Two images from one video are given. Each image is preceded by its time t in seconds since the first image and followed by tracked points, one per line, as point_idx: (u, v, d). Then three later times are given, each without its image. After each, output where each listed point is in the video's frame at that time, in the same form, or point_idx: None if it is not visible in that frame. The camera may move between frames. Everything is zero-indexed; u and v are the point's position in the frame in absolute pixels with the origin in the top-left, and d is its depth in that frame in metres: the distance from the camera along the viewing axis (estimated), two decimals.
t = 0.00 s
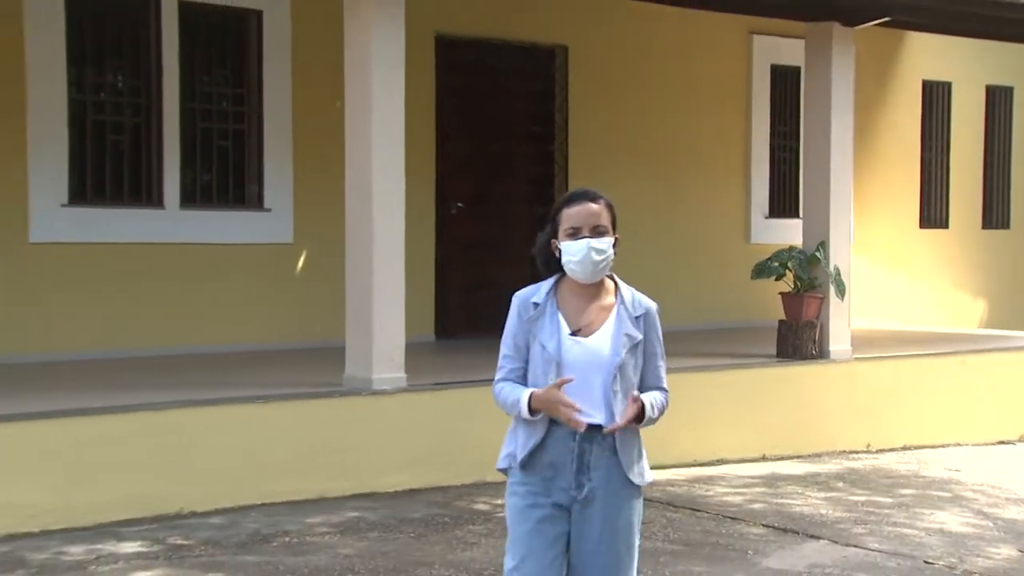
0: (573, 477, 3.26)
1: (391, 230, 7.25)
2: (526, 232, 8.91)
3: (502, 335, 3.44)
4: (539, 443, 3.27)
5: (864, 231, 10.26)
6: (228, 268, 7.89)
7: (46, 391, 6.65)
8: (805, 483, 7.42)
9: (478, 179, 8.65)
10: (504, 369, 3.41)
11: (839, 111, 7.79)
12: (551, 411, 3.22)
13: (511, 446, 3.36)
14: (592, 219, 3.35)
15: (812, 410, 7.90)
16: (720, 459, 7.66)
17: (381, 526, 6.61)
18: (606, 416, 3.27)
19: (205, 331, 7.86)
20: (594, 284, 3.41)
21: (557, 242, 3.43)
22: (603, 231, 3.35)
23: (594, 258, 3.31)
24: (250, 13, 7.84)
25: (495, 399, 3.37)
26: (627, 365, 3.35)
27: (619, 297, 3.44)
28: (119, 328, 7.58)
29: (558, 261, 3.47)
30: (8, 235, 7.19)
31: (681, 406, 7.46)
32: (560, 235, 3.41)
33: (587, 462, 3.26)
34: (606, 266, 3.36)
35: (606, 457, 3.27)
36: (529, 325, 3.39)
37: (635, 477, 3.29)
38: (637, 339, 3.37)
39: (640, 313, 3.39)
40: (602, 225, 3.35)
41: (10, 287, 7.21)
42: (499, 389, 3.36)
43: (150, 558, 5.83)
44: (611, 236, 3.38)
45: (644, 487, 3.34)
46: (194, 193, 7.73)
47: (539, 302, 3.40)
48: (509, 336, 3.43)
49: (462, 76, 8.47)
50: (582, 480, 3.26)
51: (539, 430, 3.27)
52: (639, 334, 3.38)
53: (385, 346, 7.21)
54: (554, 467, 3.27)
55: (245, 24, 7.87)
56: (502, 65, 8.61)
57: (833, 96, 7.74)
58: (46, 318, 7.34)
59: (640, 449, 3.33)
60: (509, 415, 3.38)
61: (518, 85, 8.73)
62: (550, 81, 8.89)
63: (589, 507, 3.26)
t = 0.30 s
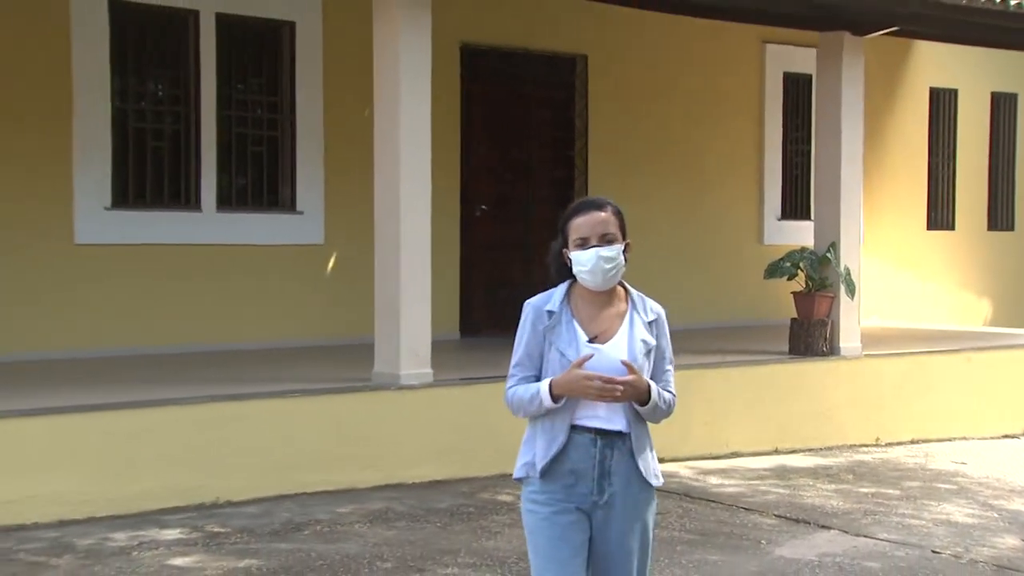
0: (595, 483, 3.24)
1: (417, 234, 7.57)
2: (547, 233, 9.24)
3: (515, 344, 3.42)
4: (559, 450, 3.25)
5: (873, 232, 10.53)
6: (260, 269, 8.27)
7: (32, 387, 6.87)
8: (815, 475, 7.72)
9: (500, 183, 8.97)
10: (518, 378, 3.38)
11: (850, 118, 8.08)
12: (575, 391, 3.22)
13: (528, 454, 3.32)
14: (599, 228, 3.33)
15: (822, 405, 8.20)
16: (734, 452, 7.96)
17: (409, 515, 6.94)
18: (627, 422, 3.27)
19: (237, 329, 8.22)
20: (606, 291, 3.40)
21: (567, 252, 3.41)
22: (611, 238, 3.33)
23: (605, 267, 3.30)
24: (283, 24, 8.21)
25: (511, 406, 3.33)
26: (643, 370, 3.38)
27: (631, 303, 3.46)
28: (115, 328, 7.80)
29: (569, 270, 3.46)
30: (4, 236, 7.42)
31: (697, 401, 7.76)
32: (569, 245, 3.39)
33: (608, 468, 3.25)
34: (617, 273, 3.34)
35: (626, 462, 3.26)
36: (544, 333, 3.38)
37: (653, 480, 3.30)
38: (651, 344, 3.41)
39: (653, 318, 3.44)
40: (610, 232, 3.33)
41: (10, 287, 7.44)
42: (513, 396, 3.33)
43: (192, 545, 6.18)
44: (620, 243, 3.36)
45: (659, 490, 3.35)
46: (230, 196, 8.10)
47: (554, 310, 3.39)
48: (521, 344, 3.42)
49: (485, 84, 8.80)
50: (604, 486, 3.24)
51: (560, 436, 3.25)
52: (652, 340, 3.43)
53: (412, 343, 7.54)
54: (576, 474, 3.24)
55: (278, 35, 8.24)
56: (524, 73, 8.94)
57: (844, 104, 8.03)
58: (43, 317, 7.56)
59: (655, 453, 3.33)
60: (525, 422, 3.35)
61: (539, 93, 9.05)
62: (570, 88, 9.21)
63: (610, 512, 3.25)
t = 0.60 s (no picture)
0: (592, 484, 3.24)
1: (431, 237, 7.87)
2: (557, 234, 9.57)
3: (506, 344, 3.42)
4: (556, 451, 3.25)
5: (873, 230, 10.83)
6: (281, 269, 8.61)
7: (31, 384, 7.09)
8: (816, 468, 8.02)
9: (513, 186, 9.31)
10: (510, 378, 3.39)
11: (850, 124, 8.39)
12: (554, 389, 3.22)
13: (524, 456, 3.33)
14: (590, 221, 3.36)
15: (823, 399, 8.51)
16: (737, 445, 8.27)
17: (426, 506, 7.26)
18: (621, 420, 3.28)
19: (259, 327, 8.57)
20: (597, 288, 3.40)
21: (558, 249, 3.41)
22: (603, 232, 3.35)
23: (597, 259, 3.30)
24: (304, 33, 8.56)
25: (504, 408, 3.34)
26: (636, 368, 3.39)
27: (623, 301, 3.46)
28: (106, 330, 8.00)
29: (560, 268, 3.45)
30: None
31: (701, 397, 8.07)
32: (561, 239, 3.40)
33: (605, 468, 3.25)
34: (608, 268, 3.34)
35: (623, 463, 3.27)
36: (536, 333, 3.38)
37: (648, 481, 3.31)
38: (644, 341, 3.42)
39: (645, 315, 3.44)
40: (601, 226, 3.36)
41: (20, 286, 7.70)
42: (505, 397, 3.34)
43: (219, 533, 6.50)
44: (611, 237, 3.38)
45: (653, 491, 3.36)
46: (254, 199, 8.46)
47: (544, 309, 3.39)
48: (513, 345, 3.42)
49: (498, 91, 9.12)
50: (600, 487, 3.25)
51: (556, 437, 3.26)
52: (644, 337, 3.43)
53: (428, 341, 7.86)
54: (573, 474, 3.24)
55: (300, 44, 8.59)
56: (535, 81, 9.26)
57: (844, 111, 8.33)
58: (36, 316, 7.77)
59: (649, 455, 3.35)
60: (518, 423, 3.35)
61: (550, 100, 9.38)
62: (580, 95, 9.52)
63: (607, 513, 3.25)
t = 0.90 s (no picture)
0: (573, 479, 3.22)
1: (435, 241, 8.18)
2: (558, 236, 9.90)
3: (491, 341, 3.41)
4: (535, 449, 3.23)
5: (861, 234, 11.38)
6: (292, 271, 8.96)
7: (53, 380, 7.41)
8: (807, 461, 8.35)
9: (515, 191, 9.64)
10: (494, 376, 3.39)
11: (839, 132, 8.72)
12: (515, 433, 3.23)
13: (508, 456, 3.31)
14: (586, 226, 3.34)
15: (813, 396, 8.84)
16: (731, 440, 8.59)
17: (431, 498, 7.59)
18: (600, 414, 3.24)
19: (270, 326, 8.93)
20: (582, 287, 3.39)
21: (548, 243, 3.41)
22: (595, 239, 3.35)
23: (585, 266, 3.31)
24: (315, 43, 8.90)
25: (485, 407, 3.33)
26: (618, 363, 3.32)
27: (609, 297, 3.40)
28: (116, 328, 8.31)
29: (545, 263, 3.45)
30: (23, 241, 7.95)
31: (696, 393, 8.39)
32: (552, 236, 3.39)
33: (586, 462, 3.22)
34: (595, 273, 3.34)
35: (604, 457, 3.21)
36: (516, 328, 3.36)
37: (635, 475, 3.24)
38: (627, 335, 3.33)
39: (630, 309, 3.36)
40: (596, 233, 3.35)
41: (42, 287, 8.03)
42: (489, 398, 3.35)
43: (233, 524, 6.81)
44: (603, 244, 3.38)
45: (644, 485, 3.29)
46: (267, 203, 8.82)
47: (526, 306, 3.37)
48: (498, 342, 3.40)
49: (501, 99, 9.46)
50: (582, 482, 3.22)
51: (533, 433, 3.24)
52: (628, 331, 3.34)
53: (432, 340, 8.18)
54: (553, 472, 3.22)
55: (312, 53, 8.94)
56: (537, 89, 9.59)
57: (833, 119, 8.66)
58: (48, 314, 8.06)
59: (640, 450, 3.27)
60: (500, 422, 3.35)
61: (552, 108, 9.73)
62: (580, 102, 9.85)
63: (591, 508, 3.22)
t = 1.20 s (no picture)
0: (557, 484, 3.31)
1: (438, 243, 8.51)
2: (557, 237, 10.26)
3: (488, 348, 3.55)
4: (521, 455, 3.35)
5: (849, 236, 11.72)
6: (299, 271, 9.30)
7: (71, 376, 7.73)
8: (796, 454, 8.69)
9: (515, 193, 9.97)
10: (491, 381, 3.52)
11: (828, 136, 9.05)
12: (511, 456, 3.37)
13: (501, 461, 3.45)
14: (579, 231, 3.40)
15: (802, 391, 9.17)
16: (724, 434, 8.91)
17: (435, 489, 7.92)
18: (584, 422, 3.31)
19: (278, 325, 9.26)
20: (574, 292, 3.45)
21: (541, 246, 3.48)
22: (588, 243, 3.41)
23: (576, 270, 3.36)
24: (323, 52, 9.27)
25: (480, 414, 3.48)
26: (606, 371, 3.37)
27: (600, 304, 3.46)
28: (130, 326, 8.63)
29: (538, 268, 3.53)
30: (41, 242, 8.27)
31: (690, 389, 8.71)
32: (545, 240, 3.45)
33: (569, 468, 3.31)
34: (587, 278, 3.40)
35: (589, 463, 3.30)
36: (507, 336, 3.48)
37: (624, 481, 3.29)
38: (615, 343, 3.39)
39: (620, 317, 3.42)
40: (588, 237, 3.41)
41: (60, 287, 8.34)
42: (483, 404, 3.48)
43: (244, 514, 7.14)
44: (595, 248, 3.43)
45: (635, 491, 3.34)
46: (276, 205, 9.16)
47: (516, 313, 3.48)
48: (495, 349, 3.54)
49: (501, 105, 9.78)
50: (567, 487, 3.31)
51: (519, 438, 3.35)
52: (617, 339, 3.40)
53: (435, 337, 8.52)
54: (538, 477, 3.33)
55: (319, 62, 9.30)
56: (536, 95, 9.94)
57: (822, 124, 9.00)
58: (64, 313, 8.38)
59: (632, 459, 3.33)
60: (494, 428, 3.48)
61: (552, 113, 10.07)
62: (578, 107, 10.20)
63: (576, 513, 3.30)
